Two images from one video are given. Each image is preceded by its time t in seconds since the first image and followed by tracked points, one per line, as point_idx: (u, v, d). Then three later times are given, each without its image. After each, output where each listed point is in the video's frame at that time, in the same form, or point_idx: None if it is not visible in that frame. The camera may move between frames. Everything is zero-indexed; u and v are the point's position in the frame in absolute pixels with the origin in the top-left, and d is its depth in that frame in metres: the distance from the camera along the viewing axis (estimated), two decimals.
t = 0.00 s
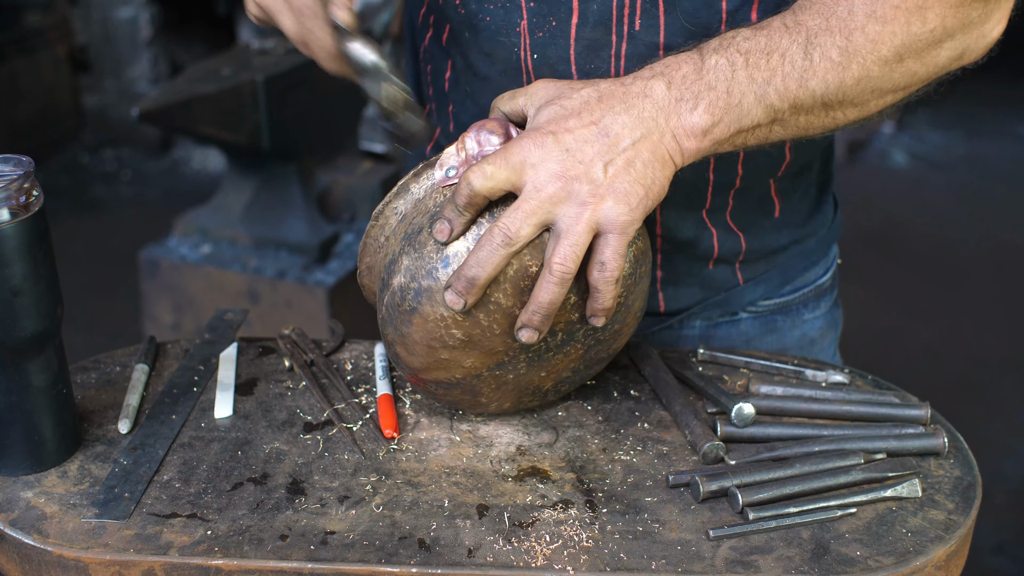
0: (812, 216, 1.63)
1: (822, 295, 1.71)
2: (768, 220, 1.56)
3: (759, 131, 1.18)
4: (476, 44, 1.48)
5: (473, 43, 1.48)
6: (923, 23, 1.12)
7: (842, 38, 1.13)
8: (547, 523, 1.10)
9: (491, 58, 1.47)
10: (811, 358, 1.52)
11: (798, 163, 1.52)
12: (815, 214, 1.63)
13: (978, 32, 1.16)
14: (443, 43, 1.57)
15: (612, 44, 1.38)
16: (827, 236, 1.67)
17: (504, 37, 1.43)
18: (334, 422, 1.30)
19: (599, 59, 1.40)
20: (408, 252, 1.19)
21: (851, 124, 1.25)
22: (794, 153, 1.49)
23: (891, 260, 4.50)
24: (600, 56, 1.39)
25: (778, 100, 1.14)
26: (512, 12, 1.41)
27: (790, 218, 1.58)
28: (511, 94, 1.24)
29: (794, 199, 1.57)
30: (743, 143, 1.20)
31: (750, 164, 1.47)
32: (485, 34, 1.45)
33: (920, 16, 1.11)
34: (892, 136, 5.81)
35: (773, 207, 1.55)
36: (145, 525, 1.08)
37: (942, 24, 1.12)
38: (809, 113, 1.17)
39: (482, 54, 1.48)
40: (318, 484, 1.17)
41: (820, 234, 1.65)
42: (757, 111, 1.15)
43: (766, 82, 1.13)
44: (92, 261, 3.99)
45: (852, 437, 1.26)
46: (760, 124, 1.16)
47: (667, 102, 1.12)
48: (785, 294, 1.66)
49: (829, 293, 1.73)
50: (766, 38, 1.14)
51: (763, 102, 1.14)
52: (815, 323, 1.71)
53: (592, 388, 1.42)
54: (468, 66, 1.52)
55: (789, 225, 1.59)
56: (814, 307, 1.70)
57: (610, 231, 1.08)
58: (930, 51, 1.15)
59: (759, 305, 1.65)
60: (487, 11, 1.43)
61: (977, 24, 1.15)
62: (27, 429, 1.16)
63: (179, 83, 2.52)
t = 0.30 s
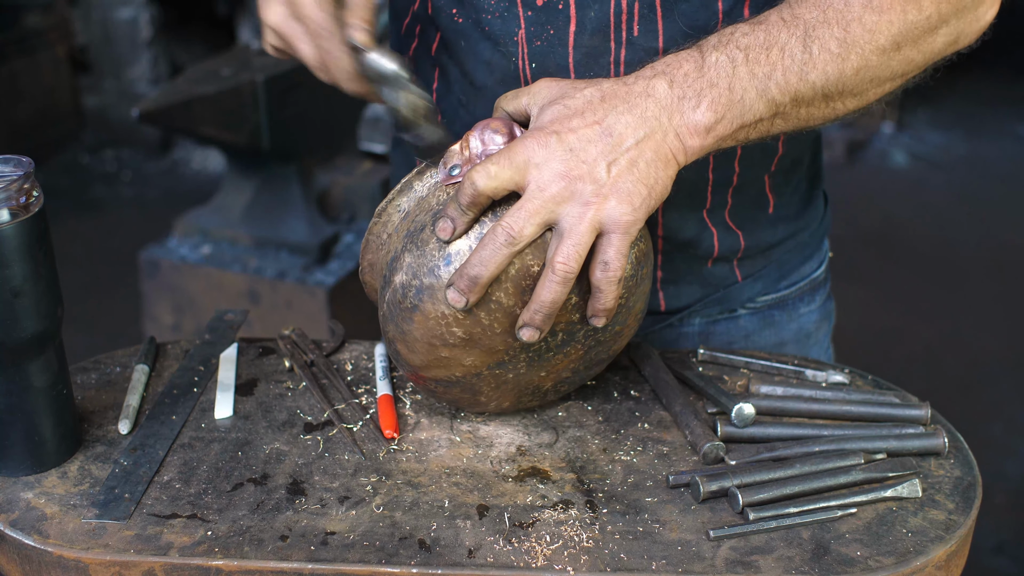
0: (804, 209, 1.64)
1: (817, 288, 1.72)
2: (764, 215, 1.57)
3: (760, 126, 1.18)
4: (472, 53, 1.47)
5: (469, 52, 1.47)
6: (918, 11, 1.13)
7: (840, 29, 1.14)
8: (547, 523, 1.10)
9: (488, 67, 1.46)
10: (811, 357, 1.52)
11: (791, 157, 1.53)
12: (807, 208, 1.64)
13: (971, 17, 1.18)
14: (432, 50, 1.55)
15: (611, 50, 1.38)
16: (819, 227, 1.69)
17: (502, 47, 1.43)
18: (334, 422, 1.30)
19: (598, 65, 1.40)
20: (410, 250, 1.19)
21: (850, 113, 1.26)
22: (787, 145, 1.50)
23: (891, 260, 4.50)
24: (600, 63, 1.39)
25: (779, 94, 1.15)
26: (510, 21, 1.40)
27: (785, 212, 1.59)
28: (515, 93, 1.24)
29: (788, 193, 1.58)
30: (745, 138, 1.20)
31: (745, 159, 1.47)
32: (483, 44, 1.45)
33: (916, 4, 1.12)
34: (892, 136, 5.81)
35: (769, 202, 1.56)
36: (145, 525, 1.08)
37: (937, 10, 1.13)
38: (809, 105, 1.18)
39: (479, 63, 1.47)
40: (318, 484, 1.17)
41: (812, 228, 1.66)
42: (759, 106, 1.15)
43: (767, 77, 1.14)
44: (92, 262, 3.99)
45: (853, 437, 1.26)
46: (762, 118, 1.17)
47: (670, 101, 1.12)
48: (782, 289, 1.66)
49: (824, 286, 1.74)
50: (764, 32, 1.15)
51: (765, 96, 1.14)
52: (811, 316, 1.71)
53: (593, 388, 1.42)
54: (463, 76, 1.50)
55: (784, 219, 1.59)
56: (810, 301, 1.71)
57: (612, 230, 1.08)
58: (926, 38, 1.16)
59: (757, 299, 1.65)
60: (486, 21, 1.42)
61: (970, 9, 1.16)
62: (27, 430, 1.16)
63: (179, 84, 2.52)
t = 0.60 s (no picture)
0: (803, 207, 1.63)
1: (816, 287, 1.72)
2: (764, 213, 1.56)
3: (762, 122, 1.19)
4: (468, 57, 1.46)
5: (466, 55, 1.47)
6: (918, 5, 1.12)
7: (840, 24, 1.14)
8: (547, 523, 1.10)
9: (484, 71, 1.46)
10: (812, 357, 1.52)
11: (790, 154, 1.54)
12: (806, 205, 1.64)
13: (972, 8, 1.17)
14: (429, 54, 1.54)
15: (609, 53, 1.38)
16: (819, 226, 1.69)
17: (499, 51, 1.43)
18: (334, 422, 1.30)
19: (596, 68, 1.40)
20: (411, 247, 1.19)
21: (852, 108, 1.26)
22: (786, 142, 1.51)
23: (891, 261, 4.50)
24: (598, 66, 1.39)
25: (780, 90, 1.15)
26: (507, 26, 1.40)
27: (784, 211, 1.59)
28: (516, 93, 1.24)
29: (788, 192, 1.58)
30: (747, 135, 1.20)
31: (744, 156, 1.47)
32: (480, 48, 1.44)
33: None
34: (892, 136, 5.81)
35: (769, 200, 1.56)
36: (145, 525, 1.08)
37: (937, 4, 1.13)
38: (811, 100, 1.18)
39: (476, 67, 1.46)
40: (319, 484, 1.17)
41: (812, 225, 1.66)
42: (760, 102, 1.15)
43: (768, 73, 1.14)
44: (92, 262, 3.99)
45: (854, 437, 1.26)
46: (763, 115, 1.17)
47: (672, 100, 1.12)
48: (782, 289, 1.66)
49: (823, 284, 1.74)
50: (765, 29, 1.15)
51: (766, 92, 1.15)
52: (811, 315, 1.72)
53: (593, 388, 1.42)
54: (460, 80, 1.50)
55: (783, 217, 1.59)
56: (809, 300, 1.71)
57: (614, 230, 1.09)
58: (927, 31, 1.15)
59: (757, 300, 1.65)
60: (483, 25, 1.42)
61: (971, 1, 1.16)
62: (27, 430, 1.16)
63: (179, 84, 2.52)
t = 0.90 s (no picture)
0: (804, 206, 1.63)
1: (817, 287, 1.72)
2: (765, 213, 1.56)
3: (764, 121, 1.19)
4: (468, 59, 1.47)
5: (466, 58, 1.47)
6: (920, 3, 1.12)
7: (842, 22, 1.14)
8: (548, 523, 1.10)
9: (485, 73, 1.46)
10: (812, 358, 1.52)
11: (791, 154, 1.54)
12: (807, 205, 1.64)
13: (974, 6, 1.17)
14: (429, 58, 1.54)
15: (608, 54, 1.38)
16: (821, 226, 1.69)
17: (499, 52, 1.43)
18: (335, 422, 1.30)
19: (596, 69, 1.39)
20: (412, 246, 1.19)
21: (854, 107, 1.26)
22: (788, 142, 1.51)
23: (891, 260, 4.50)
24: (597, 68, 1.39)
25: (782, 90, 1.15)
26: (507, 28, 1.40)
27: (785, 211, 1.59)
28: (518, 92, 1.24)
29: (788, 192, 1.58)
30: (749, 134, 1.20)
31: (745, 156, 1.47)
32: (480, 50, 1.45)
33: None
34: (892, 135, 5.80)
35: (771, 200, 1.56)
36: (146, 525, 1.08)
37: (939, 2, 1.13)
38: (813, 100, 1.18)
39: (476, 69, 1.47)
40: (319, 484, 1.17)
41: (813, 225, 1.66)
42: (762, 102, 1.15)
43: (769, 73, 1.14)
44: (92, 262, 3.99)
45: (854, 437, 1.26)
46: (765, 114, 1.17)
47: (674, 100, 1.12)
48: (783, 289, 1.67)
49: (825, 284, 1.74)
50: (766, 28, 1.15)
51: (768, 92, 1.15)
52: (812, 315, 1.71)
53: (593, 388, 1.42)
54: (460, 81, 1.50)
55: (784, 218, 1.59)
56: (811, 300, 1.71)
57: (614, 230, 1.08)
58: (929, 30, 1.15)
59: (758, 300, 1.65)
60: (484, 27, 1.42)
61: None
62: (27, 430, 1.16)
63: (179, 84, 2.52)
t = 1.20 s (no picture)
0: (805, 206, 1.63)
1: (819, 288, 1.72)
2: (766, 213, 1.56)
3: (764, 121, 1.19)
4: (469, 59, 1.47)
5: (467, 59, 1.47)
6: (919, 3, 1.13)
7: (842, 22, 1.14)
8: (548, 522, 1.10)
9: (486, 74, 1.46)
10: (813, 357, 1.52)
11: (791, 153, 1.54)
12: (808, 206, 1.64)
13: (973, 6, 1.17)
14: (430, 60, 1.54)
15: (609, 54, 1.38)
16: (822, 227, 1.69)
17: (500, 53, 1.43)
18: (335, 421, 1.30)
19: (598, 69, 1.39)
20: (411, 244, 1.20)
21: (853, 106, 1.26)
22: (788, 141, 1.51)
23: (892, 260, 4.50)
24: (599, 67, 1.39)
25: (782, 90, 1.15)
26: (508, 28, 1.40)
27: (786, 211, 1.59)
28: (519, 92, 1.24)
29: (790, 192, 1.57)
30: (749, 134, 1.20)
31: (746, 155, 1.47)
32: (481, 50, 1.45)
33: None
34: (892, 135, 5.80)
35: (772, 199, 1.55)
36: (147, 525, 1.08)
37: (939, 2, 1.13)
38: (812, 100, 1.18)
39: (477, 69, 1.47)
40: (319, 483, 1.17)
41: (814, 226, 1.66)
42: (762, 102, 1.15)
43: (769, 73, 1.14)
44: (92, 262, 3.99)
45: (854, 437, 1.26)
46: (765, 114, 1.17)
47: (673, 100, 1.12)
48: (784, 289, 1.67)
49: (826, 285, 1.74)
50: (766, 28, 1.15)
51: (768, 92, 1.15)
52: (813, 316, 1.72)
53: (594, 388, 1.42)
54: (461, 82, 1.50)
55: (785, 218, 1.59)
56: (812, 301, 1.71)
57: (613, 230, 1.09)
58: (928, 30, 1.16)
59: (759, 301, 1.65)
60: (485, 28, 1.42)
61: None
62: (27, 430, 1.16)
63: (180, 84, 2.52)
